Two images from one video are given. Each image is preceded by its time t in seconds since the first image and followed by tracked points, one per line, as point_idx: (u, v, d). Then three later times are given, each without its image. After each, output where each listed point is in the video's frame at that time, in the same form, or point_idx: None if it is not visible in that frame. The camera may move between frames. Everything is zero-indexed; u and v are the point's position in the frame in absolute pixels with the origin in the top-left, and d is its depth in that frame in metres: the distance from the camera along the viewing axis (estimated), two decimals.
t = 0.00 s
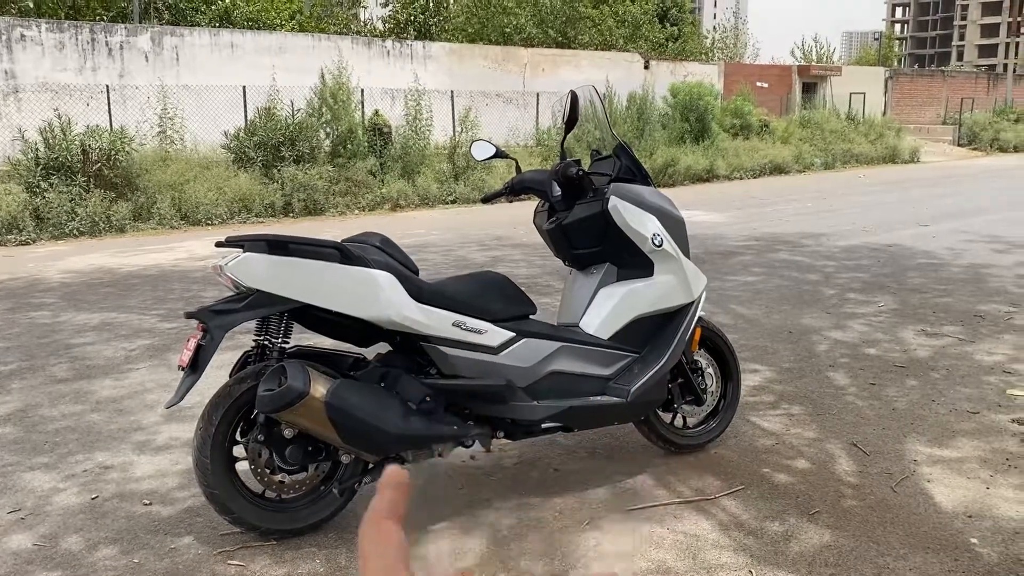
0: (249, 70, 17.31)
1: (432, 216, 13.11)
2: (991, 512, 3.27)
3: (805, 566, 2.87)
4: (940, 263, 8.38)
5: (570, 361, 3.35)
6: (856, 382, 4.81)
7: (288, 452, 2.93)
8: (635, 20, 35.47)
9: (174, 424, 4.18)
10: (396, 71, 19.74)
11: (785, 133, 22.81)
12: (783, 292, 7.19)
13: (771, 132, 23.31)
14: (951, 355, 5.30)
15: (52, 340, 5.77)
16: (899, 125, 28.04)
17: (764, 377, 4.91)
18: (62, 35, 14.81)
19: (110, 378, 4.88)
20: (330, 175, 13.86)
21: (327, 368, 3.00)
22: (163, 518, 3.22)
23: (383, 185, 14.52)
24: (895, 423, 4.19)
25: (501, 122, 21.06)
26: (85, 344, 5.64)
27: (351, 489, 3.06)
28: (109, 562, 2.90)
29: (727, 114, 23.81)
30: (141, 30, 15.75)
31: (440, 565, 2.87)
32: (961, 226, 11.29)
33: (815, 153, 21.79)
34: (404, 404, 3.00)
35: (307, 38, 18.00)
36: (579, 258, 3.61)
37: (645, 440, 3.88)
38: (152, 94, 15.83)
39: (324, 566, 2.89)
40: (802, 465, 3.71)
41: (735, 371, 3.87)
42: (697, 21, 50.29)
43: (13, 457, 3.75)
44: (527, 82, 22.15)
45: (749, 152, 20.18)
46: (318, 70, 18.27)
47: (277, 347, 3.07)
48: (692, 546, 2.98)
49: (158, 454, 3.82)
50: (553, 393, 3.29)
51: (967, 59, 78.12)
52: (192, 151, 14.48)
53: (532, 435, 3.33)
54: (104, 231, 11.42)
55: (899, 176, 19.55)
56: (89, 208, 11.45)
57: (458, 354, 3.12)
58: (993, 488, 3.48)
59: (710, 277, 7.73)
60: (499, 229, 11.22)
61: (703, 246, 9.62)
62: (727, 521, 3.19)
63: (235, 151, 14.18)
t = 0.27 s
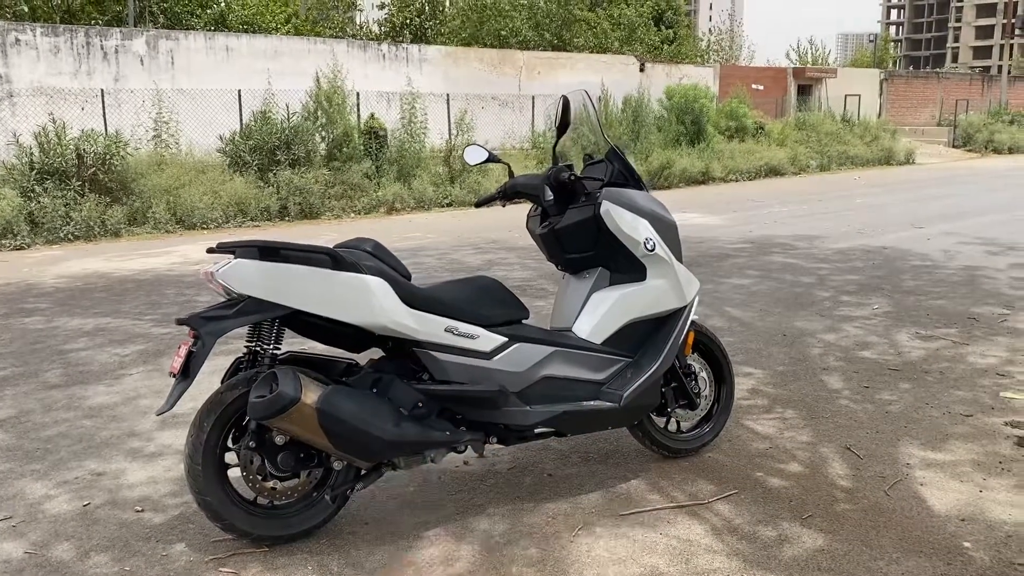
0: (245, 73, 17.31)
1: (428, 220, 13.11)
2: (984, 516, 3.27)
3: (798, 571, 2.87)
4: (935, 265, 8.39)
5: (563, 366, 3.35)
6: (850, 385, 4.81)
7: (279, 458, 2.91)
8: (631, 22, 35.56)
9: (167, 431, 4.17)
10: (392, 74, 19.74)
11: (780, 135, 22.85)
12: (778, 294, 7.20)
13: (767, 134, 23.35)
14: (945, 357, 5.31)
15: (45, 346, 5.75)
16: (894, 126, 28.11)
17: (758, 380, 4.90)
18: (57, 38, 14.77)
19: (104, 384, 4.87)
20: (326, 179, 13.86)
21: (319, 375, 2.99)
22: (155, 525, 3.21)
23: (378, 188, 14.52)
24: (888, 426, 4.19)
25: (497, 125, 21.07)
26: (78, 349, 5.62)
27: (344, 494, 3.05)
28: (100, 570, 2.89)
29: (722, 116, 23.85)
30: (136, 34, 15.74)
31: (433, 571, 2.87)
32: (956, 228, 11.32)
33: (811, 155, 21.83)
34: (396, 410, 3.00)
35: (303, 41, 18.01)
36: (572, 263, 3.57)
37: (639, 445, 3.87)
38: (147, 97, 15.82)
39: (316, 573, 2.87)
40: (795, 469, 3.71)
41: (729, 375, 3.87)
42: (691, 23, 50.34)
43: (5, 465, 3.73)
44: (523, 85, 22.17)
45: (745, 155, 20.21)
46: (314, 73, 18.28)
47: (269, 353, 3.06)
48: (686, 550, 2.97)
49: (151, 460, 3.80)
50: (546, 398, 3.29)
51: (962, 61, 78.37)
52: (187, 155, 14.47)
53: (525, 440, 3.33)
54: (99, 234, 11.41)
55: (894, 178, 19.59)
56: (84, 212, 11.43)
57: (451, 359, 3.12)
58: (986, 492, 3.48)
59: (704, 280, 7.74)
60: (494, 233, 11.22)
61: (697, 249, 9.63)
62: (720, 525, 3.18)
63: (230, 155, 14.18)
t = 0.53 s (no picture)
0: (240, 76, 17.28)
1: (424, 222, 13.09)
2: (980, 519, 3.25)
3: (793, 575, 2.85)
4: (930, 267, 8.39)
5: (557, 369, 3.33)
6: (846, 387, 4.80)
7: (271, 463, 2.89)
8: (626, 24, 35.61)
9: (160, 435, 4.14)
10: (387, 76, 19.72)
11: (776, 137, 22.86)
12: (773, 296, 7.19)
13: (763, 136, 23.38)
14: (941, 359, 5.30)
15: (37, 350, 5.72)
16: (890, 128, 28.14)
17: (754, 382, 4.89)
18: (51, 41, 14.72)
19: (96, 388, 4.84)
20: (321, 181, 13.83)
21: (310, 379, 2.97)
22: (146, 531, 3.18)
23: (374, 191, 14.49)
24: (884, 429, 4.18)
25: (492, 127, 21.07)
26: (71, 354, 5.59)
27: (336, 499, 3.03)
28: None
29: (718, 117, 23.86)
30: (131, 36, 15.70)
31: None
32: (951, 229, 11.33)
33: (807, 156, 21.85)
34: (388, 414, 2.97)
35: (298, 43, 17.99)
36: (566, 265, 3.55)
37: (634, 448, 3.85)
38: (141, 100, 15.79)
39: None
40: (791, 472, 3.69)
41: (724, 377, 3.85)
42: (687, 26, 50.42)
43: None
44: (518, 88, 22.16)
45: (741, 157, 20.22)
46: (309, 76, 18.26)
47: (260, 357, 3.04)
48: (680, 555, 2.96)
49: (143, 465, 3.78)
50: (539, 401, 3.27)
51: (957, 62, 78.54)
52: (182, 158, 14.45)
53: (519, 444, 3.30)
54: (93, 238, 11.38)
55: (889, 179, 19.62)
56: (78, 216, 11.39)
57: (443, 362, 3.09)
58: (982, 494, 3.46)
59: (700, 283, 7.72)
60: (490, 235, 11.20)
61: (693, 251, 9.61)
62: (715, 529, 3.17)
63: (225, 158, 14.15)
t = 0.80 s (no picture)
0: (237, 79, 17.28)
1: (422, 224, 13.09)
2: (978, 519, 3.26)
3: None
4: (928, 269, 8.41)
5: (555, 370, 3.34)
6: (844, 389, 4.81)
7: (270, 465, 2.89)
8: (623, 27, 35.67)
9: (160, 438, 4.14)
10: (385, 79, 19.74)
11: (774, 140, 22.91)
12: (771, 298, 7.20)
13: (760, 138, 23.42)
14: (938, 360, 5.31)
15: (35, 353, 5.72)
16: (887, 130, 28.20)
17: (752, 384, 4.90)
18: (48, 44, 14.71)
19: (95, 391, 4.84)
20: (319, 184, 13.84)
21: (310, 381, 2.97)
22: (146, 533, 3.19)
23: (372, 194, 14.50)
24: (881, 430, 4.19)
25: (490, 130, 21.10)
26: (69, 357, 5.58)
27: (336, 501, 3.03)
28: None
29: (715, 120, 23.90)
30: (128, 39, 15.71)
31: None
32: (948, 231, 11.36)
33: (804, 159, 21.89)
34: (387, 417, 2.98)
35: (295, 47, 18.00)
36: (565, 267, 3.57)
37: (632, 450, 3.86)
38: (139, 103, 15.80)
39: None
40: (790, 473, 3.70)
41: (723, 379, 3.86)
42: (684, 28, 50.51)
43: None
44: (516, 90, 22.18)
45: (738, 159, 20.26)
46: (307, 79, 18.26)
47: (259, 358, 3.04)
48: (679, 557, 2.97)
49: (143, 468, 3.78)
50: (538, 403, 3.28)
51: (953, 65, 78.73)
52: (179, 160, 14.45)
53: (518, 446, 3.31)
54: (91, 241, 11.38)
55: (886, 182, 19.66)
56: (76, 219, 11.39)
57: (443, 364, 3.10)
58: (979, 495, 3.47)
59: (698, 285, 7.74)
60: (488, 237, 11.21)
61: (691, 253, 9.62)
62: (713, 530, 3.17)
63: (223, 160, 14.16)
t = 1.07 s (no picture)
0: (237, 81, 17.28)
1: (421, 227, 13.10)
2: (976, 521, 3.27)
3: None
4: (926, 271, 8.43)
5: (555, 372, 3.35)
6: (843, 391, 4.82)
7: (271, 466, 2.90)
8: (621, 30, 35.72)
9: (160, 439, 4.14)
10: (385, 81, 19.76)
11: (772, 142, 22.94)
12: (771, 301, 7.22)
13: (758, 141, 23.46)
14: (937, 363, 5.33)
15: (35, 354, 5.72)
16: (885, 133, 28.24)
17: (751, 386, 4.91)
18: (48, 46, 14.71)
19: (96, 393, 4.84)
20: (318, 186, 13.85)
21: (310, 383, 2.98)
22: (147, 535, 3.19)
23: (371, 196, 14.52)
24: (881, 432, 4.20)
25: (489, 132, 21.13)
26: (69, 358, 5.59)
27: (336, 502, 3.04)
28: None
29: (714, 122, 23.93)
30: (128, 42, 15.72)
31: None
32: (946, 233, 11.38)
33: (802, 161, 21.93)
34: (388, 418, 2.99)
35: (294, 49, 18.02)
36: (564, 269, 3.58)
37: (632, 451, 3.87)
38: (138, 105, 15.81)
39: None
40: (788, 475, 3.71)
41: (722, 381, 3.88)
42: (683, 31, 50.58)
43: None
44: (515, 92, 22.20)
45: (737, 161, 20.29)
46: (306, 81, 18.28)
47: (260, 360, 3.05)
48: (679, 558, 2.98)
49: (143, 469, 3.79)
50: (538, 404, 3.29)
51: (952, 67, 78.85)
52: (179, 162, 14.47)
53: (518, 447, 3.32)
54: (90, 243, 11.39)
55: (884, 184, 19.70)
56: (75, 221, 11.40)
57: (443, 366, 3.11)
58: (978, 497, 3.48)
59: (697, 287, 7.75)
60: (487, 240, 11.23)
61: (690, 255, 9.64)
62: (713, 532, 3.18)
63: (222, 162, 14.18)
